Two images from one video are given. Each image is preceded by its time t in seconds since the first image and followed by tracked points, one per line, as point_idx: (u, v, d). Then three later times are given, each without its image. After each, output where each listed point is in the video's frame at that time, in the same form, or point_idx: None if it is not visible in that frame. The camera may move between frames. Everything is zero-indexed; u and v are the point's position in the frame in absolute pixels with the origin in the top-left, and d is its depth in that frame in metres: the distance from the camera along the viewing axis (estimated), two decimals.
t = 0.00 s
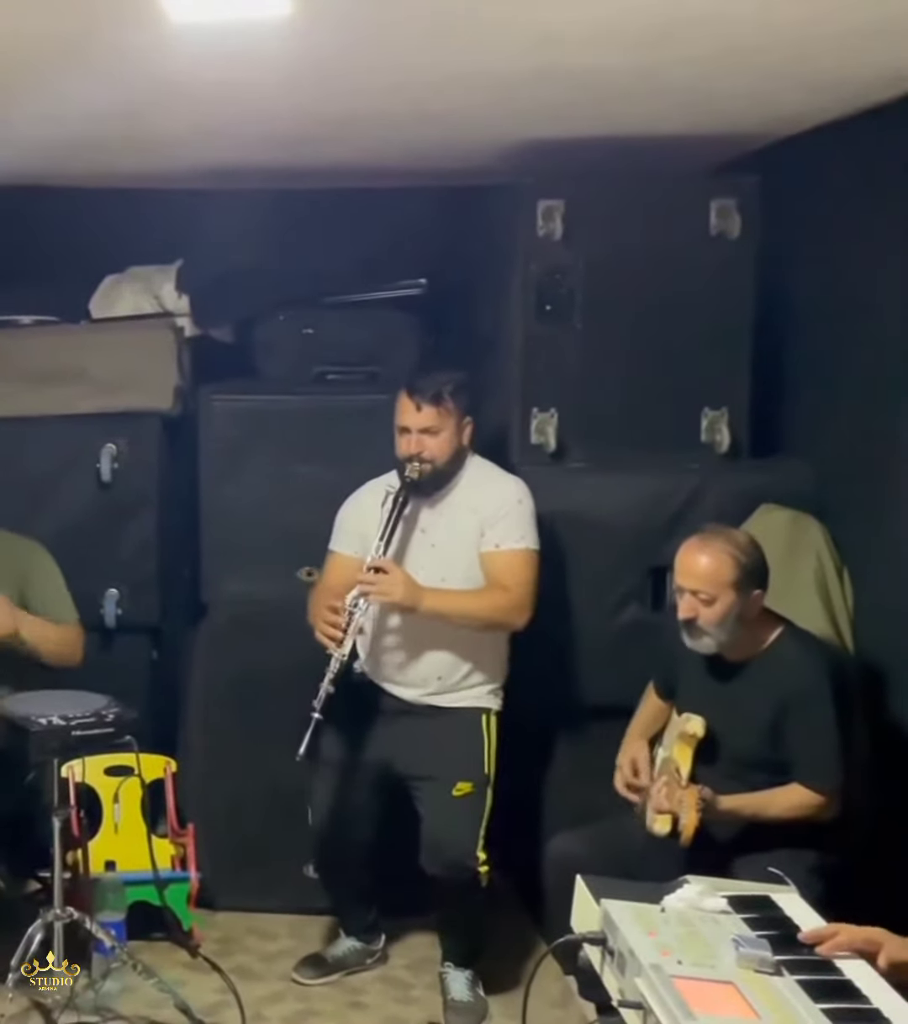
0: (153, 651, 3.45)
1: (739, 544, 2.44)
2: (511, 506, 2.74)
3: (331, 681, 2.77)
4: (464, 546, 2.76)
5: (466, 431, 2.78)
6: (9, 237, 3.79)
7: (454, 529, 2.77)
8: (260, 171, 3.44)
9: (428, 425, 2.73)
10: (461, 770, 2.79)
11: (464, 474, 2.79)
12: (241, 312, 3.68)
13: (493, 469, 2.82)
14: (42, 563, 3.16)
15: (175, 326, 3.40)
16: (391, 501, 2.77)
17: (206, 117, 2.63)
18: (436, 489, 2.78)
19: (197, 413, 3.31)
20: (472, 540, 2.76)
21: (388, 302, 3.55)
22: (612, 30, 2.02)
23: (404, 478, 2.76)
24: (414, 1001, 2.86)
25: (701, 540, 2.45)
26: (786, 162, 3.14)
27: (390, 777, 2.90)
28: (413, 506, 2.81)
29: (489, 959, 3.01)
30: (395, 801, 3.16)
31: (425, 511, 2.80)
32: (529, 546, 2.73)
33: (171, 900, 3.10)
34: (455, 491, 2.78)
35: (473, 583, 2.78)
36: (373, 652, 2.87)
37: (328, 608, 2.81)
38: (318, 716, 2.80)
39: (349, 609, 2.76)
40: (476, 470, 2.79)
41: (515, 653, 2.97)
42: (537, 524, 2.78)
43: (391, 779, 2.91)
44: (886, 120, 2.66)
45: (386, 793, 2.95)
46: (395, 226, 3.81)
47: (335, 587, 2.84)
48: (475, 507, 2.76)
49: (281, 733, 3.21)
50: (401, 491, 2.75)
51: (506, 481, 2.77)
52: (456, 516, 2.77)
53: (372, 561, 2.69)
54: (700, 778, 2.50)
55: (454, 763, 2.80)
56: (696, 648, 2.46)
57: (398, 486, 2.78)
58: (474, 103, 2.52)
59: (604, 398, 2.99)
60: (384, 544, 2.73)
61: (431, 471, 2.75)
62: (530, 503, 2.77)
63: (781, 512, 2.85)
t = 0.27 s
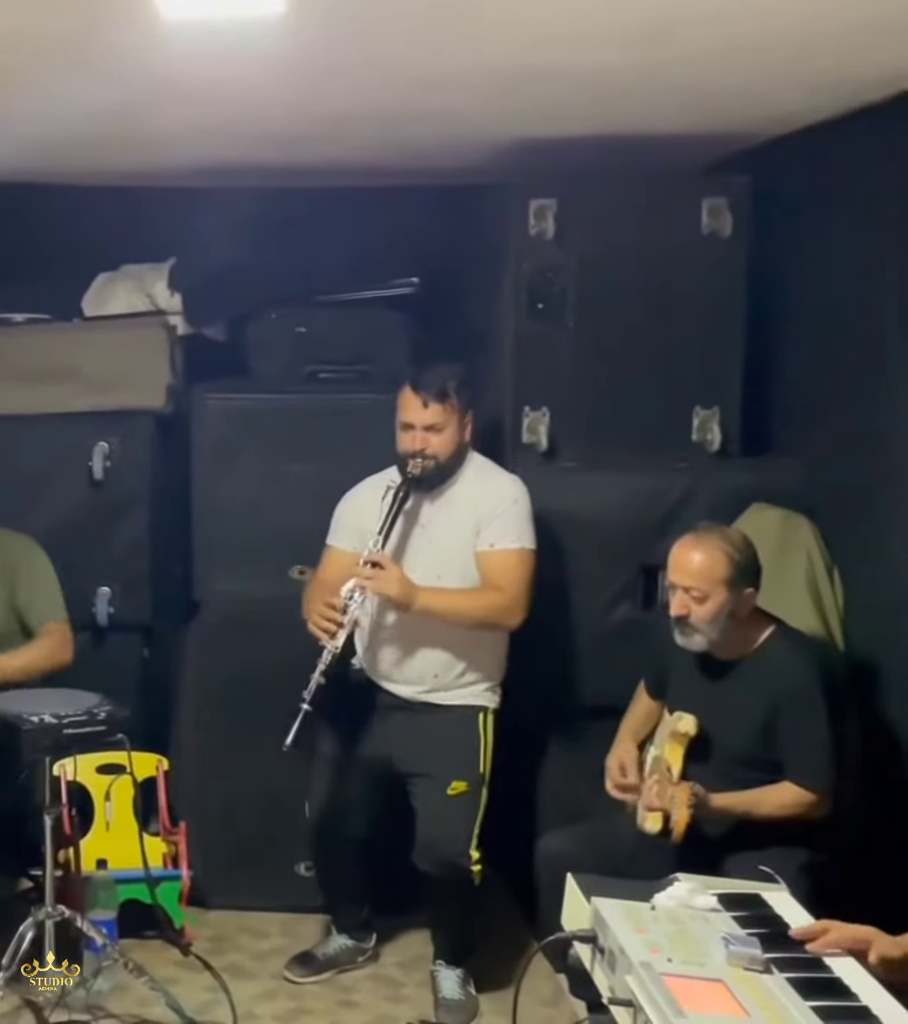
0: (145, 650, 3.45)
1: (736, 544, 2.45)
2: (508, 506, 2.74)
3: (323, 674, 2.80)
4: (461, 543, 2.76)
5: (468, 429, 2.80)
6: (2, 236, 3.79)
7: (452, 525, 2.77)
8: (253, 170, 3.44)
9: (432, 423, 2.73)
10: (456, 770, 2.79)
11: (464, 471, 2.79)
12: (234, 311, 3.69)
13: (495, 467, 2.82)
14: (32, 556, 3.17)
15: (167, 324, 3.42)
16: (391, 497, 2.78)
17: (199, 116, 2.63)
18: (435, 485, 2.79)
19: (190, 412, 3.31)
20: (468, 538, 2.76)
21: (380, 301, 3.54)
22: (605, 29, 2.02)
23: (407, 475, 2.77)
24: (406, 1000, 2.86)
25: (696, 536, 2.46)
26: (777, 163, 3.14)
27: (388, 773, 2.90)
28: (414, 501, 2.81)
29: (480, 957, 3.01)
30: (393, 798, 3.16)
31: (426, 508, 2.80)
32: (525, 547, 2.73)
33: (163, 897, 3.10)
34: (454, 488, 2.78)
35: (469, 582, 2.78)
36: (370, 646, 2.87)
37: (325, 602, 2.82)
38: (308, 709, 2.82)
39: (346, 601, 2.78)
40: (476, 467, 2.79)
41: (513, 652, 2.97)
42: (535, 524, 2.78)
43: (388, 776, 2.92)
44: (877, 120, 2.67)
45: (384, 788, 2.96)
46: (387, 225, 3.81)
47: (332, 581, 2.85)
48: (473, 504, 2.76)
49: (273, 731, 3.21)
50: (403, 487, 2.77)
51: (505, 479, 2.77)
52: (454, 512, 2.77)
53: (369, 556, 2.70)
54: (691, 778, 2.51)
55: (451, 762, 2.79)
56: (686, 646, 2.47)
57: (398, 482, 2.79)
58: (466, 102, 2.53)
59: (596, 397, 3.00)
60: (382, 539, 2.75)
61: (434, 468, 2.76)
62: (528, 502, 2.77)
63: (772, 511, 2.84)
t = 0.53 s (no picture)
0: (137, 648, 3.45)
1: (728, 534, 2.47)
2: (509, 499, 2.74)
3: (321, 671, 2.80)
4: (460, 537, 2.76)
5: (467, 422, 2.80)
6: None
7: (451, 520, 2.77)
8: (245, 168, 3.44)
9: (429, 416, 2.74)
10: (451, 769, 2.79)
11: (463, 464, 2.79)
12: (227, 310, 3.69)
13: (495, 461, 2.82)
14: (34, 553, 3.17)
15: (160, 322, 3.42)
16: (390, 491, 2.79)
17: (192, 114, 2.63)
18: (435, 479, 2.79)
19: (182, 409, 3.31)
20: (468, 532, 2.76)
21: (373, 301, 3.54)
22: (598, 28, 2.03)
23: (404, 468, 2.78)
24: (398, 997, 2.86)
25: (689, 533, 2.49)
26: (770, 162, 3.15)
27: (385, 768, 2.90)
28: (412, 495, 2.82)
29: (471, 955, 3.01)
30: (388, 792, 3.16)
31: (424, 502, 2.81)
32: (525, 540, 2.73)
33: (155, 895, 3.10)
34: (454, 481, 2.78)
35: (468, 575, 2.78)
36: (369, 640, 2.87)
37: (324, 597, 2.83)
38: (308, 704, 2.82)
39: (344, 596, 2.79)
40: (476, 460, 2.80)
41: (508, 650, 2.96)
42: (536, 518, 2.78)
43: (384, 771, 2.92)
44: (869, 120, 2.68)
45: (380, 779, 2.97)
46: (380, 223, 3.81)
47: (332, 576, 2.85)
48: (474, 497, 2.76)
49: (265, 729, 3.21)
50: (400, 482, 2.78)
51: (505, 472, 2.78)
52: (453, 507, 2.77)
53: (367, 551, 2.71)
54: (682, 775, 2.51)
55: (446, 759, 2.80)
56: (681, 641, 2.46)
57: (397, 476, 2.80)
58: (461, 101, 2.53)
59: (589, 396, 3.00)
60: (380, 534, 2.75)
61: (432, 461, 2.76)
62: (529, 495, 2.76)
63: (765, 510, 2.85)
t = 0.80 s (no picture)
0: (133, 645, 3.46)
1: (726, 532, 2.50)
2: (510, 511, 2.74)
3: (320, 681, 2.81)
4: (459, 547, 2.77)
5: (467, 429, 2.80)
6: None
7: (450, 529, 2.78)
8: (242, 167, 3.45)
9: (428, 424, 2.74)
10: (451, 773, 2.79)
11: (464, 472, 2.80)
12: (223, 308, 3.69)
13: (496, 471, 2.82)
14: (33, 555, 3.19)
15: (156, 319, 3.42)
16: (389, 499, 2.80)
17: (189, 111, 2.64)
18: (435, 488, 2.80)
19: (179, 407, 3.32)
20: (467, 543, 2.77)
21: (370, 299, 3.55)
22: (594, 28, 2.03)
23: (404, 477, 2.77)
24: (392, 995, 2.87)
25: (690, 526, 2.51)
26: (766, 162, 3.16)
27: (385, 773, 2.91)
28: (412, 503, 2.82)
29: (466, 953, 3.02)
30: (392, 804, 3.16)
31: (425, 510, 2.81)
32: (525, 552, 2.74)
33: (150, 893, 3.11)
34: (454, 491, 2.79)
35: (468, 585, 2.79)
36: (370, 649, 2.88)
37: (324, 606, 2.83)
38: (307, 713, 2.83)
39: (344, 604, 2.79)
40: (476, 471, 2.80)
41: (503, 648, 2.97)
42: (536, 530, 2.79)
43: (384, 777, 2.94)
44: (865, 120, 2.68)
45: (382, 786, 2.98)
46: (375, 222, 3.81)
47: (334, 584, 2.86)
48: (474, 508, 2.76)
49: (260, 727, 3.21)
50: (400, 489, 2.76)
51: (507, 483, 2.78)
52: (453, 517, 2.78)
53: (366, 560, 2.72)
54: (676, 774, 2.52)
55: (444, 763, 2.80)
56: (675, 634, 2.47)
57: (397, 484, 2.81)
58: (457, 100, 2.54)
59: (585, 395, 3.01)
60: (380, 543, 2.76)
61: (432, 469, 2.77)
62: (530, 508, 2.77)
63: (759, 509, 2.86)
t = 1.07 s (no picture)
0: (130, 645, 3.46)
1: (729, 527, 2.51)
2: (503, 496, 2.75)
3: (323, 673, 2.80)
4: (453, 533, 2.77)
5: (457, 415, 2.80)
6: None
7: (444, 516, 2.78)
8: (239, 166, 3.45)
9: (419, 411, 2.74)
10: (449, 763, 2.80)
11: (455, 459, 2.80)
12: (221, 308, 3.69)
13: (485, 457, 2.83)
14: (32, 556, 3.18)
15: (154, 319, 3.42)
16: (382, 490, 2.79)
17: (187, 111, 2.64)
18: (428, 476, 2.80)
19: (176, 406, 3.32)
20: (462, 529, 2.77)
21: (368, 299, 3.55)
22: (593, 28, 2.04)
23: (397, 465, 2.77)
24: (388, 995, 2.87)
25: (695, 520, 2.51)
26: (764, 163, 3.16)
27: (385, 768, 2.91)
28: (405, 493, 2.81)
29: (463, 951, 3.02)
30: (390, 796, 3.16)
31: (418, 498, 2.81)
32: (521, 534, 2.74)
33: (146, 893, 3.12)
34: (447, 478, 2.79)
35: (463, 572, 2.79)
36: (367, 640, 2.87)
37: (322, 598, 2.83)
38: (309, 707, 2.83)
39: (344, 596, 2.78)
40: (467, 458, 2.80)
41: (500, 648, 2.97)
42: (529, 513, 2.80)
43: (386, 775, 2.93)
44: (863, 121, 2.69)
45: (386, 781, 2.97)
46: (373, 221, 3.82)
47: (329, 575, 2.86)
48: (468, 494, 2.77)
49: (256, 726, 3.21)
50: (394, 477, 2.76)
51: (499, 468, 2.79)
52: (447, 505, 2.78)
53: (364, 550, 2.71)
54: (672, 774, 2.52)
55: (441, 754, 2.81)
56: (675, 627, 2.46)
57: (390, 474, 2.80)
58: (453, 100, 2.54)
59: (583, 395, 3.01)
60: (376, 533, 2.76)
61: (425, 456, 2.76)
62: (523, 491, 2.78)
63: (756, 510, 2.86)
